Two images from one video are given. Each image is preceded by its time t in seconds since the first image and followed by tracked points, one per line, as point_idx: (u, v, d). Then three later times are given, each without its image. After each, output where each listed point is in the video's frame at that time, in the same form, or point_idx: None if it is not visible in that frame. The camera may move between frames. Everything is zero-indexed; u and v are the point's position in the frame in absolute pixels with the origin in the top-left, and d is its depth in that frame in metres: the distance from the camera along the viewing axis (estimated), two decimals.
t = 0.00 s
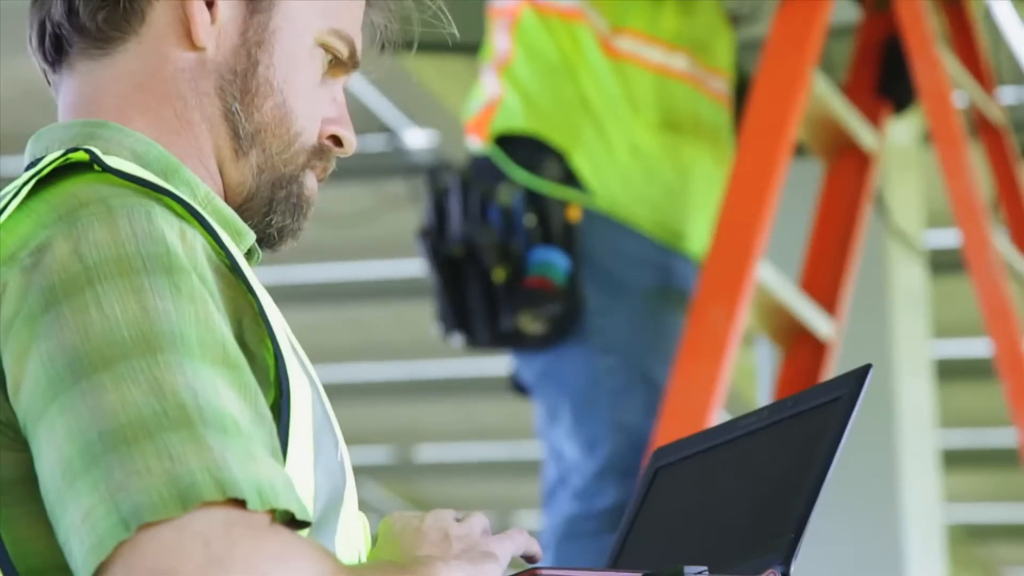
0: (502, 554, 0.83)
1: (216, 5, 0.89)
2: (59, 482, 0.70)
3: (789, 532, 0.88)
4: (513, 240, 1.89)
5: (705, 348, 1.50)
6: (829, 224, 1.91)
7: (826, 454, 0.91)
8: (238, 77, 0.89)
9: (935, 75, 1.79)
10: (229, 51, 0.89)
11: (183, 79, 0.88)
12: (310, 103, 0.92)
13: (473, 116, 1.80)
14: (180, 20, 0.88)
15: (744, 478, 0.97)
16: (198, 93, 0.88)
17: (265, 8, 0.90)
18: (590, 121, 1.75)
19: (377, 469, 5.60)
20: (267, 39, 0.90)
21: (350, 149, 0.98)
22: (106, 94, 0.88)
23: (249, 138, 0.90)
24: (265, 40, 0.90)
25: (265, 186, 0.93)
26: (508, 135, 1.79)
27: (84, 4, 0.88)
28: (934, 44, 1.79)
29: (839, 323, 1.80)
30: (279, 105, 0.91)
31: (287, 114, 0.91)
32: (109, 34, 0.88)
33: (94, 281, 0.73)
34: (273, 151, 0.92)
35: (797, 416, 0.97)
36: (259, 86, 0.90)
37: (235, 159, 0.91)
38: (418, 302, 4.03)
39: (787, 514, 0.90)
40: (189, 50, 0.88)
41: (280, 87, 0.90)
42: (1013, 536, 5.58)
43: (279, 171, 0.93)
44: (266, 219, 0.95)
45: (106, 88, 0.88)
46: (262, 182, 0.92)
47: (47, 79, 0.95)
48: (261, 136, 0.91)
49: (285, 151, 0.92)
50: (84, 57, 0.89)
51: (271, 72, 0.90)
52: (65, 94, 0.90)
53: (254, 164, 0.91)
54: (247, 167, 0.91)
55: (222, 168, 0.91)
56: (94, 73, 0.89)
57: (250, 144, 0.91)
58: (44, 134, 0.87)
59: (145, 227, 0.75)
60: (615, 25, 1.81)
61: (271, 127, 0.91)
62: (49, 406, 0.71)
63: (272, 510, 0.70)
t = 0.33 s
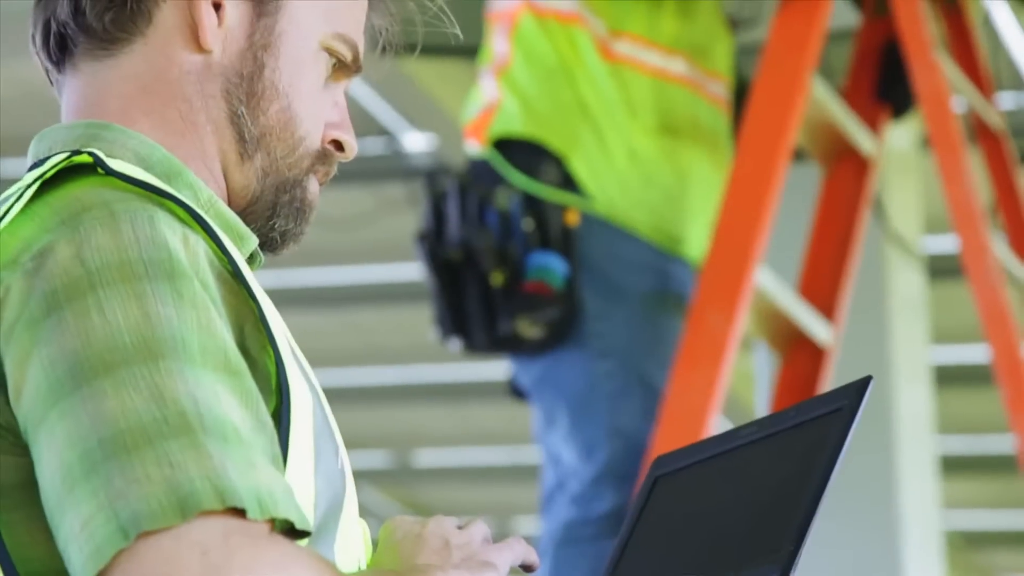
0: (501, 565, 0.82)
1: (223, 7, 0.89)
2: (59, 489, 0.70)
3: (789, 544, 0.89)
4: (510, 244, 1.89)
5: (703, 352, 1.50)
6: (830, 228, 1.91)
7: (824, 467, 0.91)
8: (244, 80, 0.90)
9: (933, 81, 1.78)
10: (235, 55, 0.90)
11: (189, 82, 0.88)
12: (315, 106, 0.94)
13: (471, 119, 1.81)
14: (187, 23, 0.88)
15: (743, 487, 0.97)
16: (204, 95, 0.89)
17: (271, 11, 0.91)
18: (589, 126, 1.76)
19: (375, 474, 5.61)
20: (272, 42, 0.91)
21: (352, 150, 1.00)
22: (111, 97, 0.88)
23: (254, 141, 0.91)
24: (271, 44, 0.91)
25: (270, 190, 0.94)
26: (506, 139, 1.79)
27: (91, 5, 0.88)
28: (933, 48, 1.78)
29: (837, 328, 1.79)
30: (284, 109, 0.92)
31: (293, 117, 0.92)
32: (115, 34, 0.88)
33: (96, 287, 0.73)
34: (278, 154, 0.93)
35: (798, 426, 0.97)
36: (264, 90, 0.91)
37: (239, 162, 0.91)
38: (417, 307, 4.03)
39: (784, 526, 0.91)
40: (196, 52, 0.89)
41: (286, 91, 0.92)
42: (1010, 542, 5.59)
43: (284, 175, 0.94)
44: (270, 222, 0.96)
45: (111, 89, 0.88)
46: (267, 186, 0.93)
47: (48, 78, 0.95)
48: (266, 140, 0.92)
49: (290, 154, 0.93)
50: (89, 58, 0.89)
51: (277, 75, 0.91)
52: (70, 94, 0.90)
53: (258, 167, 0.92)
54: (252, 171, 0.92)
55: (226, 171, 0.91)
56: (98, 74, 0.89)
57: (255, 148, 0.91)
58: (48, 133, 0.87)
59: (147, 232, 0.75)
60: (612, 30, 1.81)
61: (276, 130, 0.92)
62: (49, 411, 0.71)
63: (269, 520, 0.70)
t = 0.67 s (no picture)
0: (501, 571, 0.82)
1: (235, 13, 0.89)
2: (59, 492, 0.70)
3: (790, 550, 0.89)
4: (509, 247, 1.88)
5: (701, 356, 1.49)
6: (829, 231, 1.91)
7: (825, 473, 0.91)
8: (254, 87, 0.90)
9: (933, 86, 1.78)
10: (246, 61, 0.90)
11: (199, 87, 0.88)
12: (321, 117, 0.94)
13: (470, 122, 1.82)
14: (199, 27, 0.89)
15: (743, 492, 0.97)
16: (214, 100, 0.89)
17: (283, 18, 0.91)
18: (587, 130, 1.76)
19: (373, 477, 5.60)
20: (282, 50, 0.91)
21: (352, 160, 1.01)
22: (119, 99, 0.88)
23: (261, 148, 0.91)
24: (281, 51, 0.91)
25: (275, 198, 0.94)
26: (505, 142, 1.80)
27: (104, 7, 0.88)
28: (932, 52, 1.78)
29: (835, 333, 1.79)
30: (293, 117, 0.92)
31: (300, 127, 0.93)
32: (126, 37, 0.88)
33: (97, 290, 0.73)
34: (285, 161, 0.93)
35: (799, 431, 0.97)
36: (273, 97, 0.91)
37: (246, 168, 0.91)
38: (415, 309, 4.03)
39: (782, 536, 0.91)
40: (207, 57, 0.89)
41: (295, 99, 0.92)
42: (1009, 547, 5.59)
43: (290, 182, 0.94)
44: (273, 228, 0.96)
45: (120, 91, 0.88)
46: (273, 193, 0.93)
47: (53, 76, 0.95)
48: (274, 147, 0.92)
49: (296, 162, 0.93)
50: (101, 60, 0.89)
51: (287, 82, 0.91)
52: (77, 96, 0.90)
53: (265, 175, 0.92)
54: (258, 177, 0.92)
55: (233, 178, 0.91)
56: (107, 76, 0.89)
57: (263, 154, 0.92)
58: (55, 134, 0.88)
59: (149, 235, 0.75)
60: (612, 32, 1.81)
61: (283, 138, 0.92)
62: (50, 415, 0.71)
63: (268, 524, 0.70)
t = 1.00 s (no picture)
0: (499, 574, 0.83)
1: (242, 19, 0.90)
2: (59, 491, 0.70)
3: (790, 550, 0.89)
4: (508, 251, 1.88)
5: (700, 359, 1.50)
6: (827, 234, 1.92)
7: (824, 475, 0.91)
8: (259, 91, 0.90)
9: (932, 91, 1.78)
10: (251, 66, 0.90)
11: (204, 91, 0.89)
12: (324, 123, 0.94)
13: (467, 125, 1.80)
14: (205, 32, 0.89)
15: (745, 495, 0.97)
16: (218, 105, 0.89)
17: (289, 25, 0.91)
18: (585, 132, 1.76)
19: (373, 481, 5.61)
20: (288, 56, 0.91)
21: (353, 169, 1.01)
22: (124, 102, 0.88)
23: (265, 153, 0.91)
24: (288, 57, 0.91)
25: (279, 203, 0.94)
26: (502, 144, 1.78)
27: (111, 11, 0.88)
28: (930, 55, 1.78)
29: (834, 336, 1.80)
30: (297, 122, 0.92)
31: (304, 133, 0.93)
32: (132, 41, 0.88)
33: (97, 290, 0.73)
34: (289, 166, 0.93)
35: (799, 431, 0.97)
36: (278, 102, 0.91)
37: (250, 173, 0.92)
38: (415, 312, 4.03)
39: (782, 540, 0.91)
40: (213, 62, 0.89)
41: (299, 105, 0.92)
42: (1007, 550, 5.59)
43: (293, 187, 0.94)
44: (277, 233, 0.96)
45: (124, 94, 0.89)
46: (277, 198, 0.93)
47: (56, 76, 0.95)
48: (278, 152, 0.92)
49: (300, 167, 0.94)
50: (106, 63, 0.89)
51: (292, 88, 0.91)
52: (81, 98, 0.90)
53: (269, 179, 0.92)
54: (262, 182, 0.92)
55: (237, 182, 0.91)
56: (111, 79, 0.89)
57: (267, 160, 0.92)
58: (58, 137, 0.88)
59: (150, 235, 0.75)
60: (610, 36, 1.82)
61: (287, 143, 0.92)
62: (51, 414, 0.71)
63: (268, 524, 0.70)
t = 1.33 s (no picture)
0: None
1: (244, 22, 0.90)
2: (59, 493, 0.70)
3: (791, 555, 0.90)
4: (507, 254, 1.88)
5: (697, 363, 1.49)
6: (827, 235, 1.92)
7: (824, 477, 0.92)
8: (261, 95, 0.90)
9: (930, 94, 1.78)
10: (253, 70, 0.90)
11: (207, 93, 0.89)
12: (324, 127, 0.95)
13: (466, 129, 1.77)
14: (208, 34, 0.89)
15: (746, 497, 0.97)
16: (221, 108, 0.89)
17: (290, 29, 0.92)
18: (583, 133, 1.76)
19: (372, 484, 5.61)
20: (290, 60, 0.92)
21: (351, 174, 1.02)
22: (126, 104, 0.88)
23: (267, 157, 0.92)
24: (289, 60, 0.92)
25: (279, 207, 0.94)
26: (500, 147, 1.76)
27: (114, 13, 0.88)
28: (929, 59, 1.79)
29: (833, 340, 1.79)
30: (298, 126, 0.92)
31: (305, 136, 0.93)
32: (135, 43, 0.88)
33: (97, 293, 0.73)
34: (290, 170, 0.93)
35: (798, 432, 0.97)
36: (280, 106, 0.91)
37: (252, 176, 0.92)
38: (414, 316, 4.03)
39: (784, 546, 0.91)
40: (215, 64, 0.89)
41: (300, 109, 0.92)
42: (1007, 553, 5.59)
43: (293, 191, 0.94)
44: (277, 237, 0.96)
45: (125, 96, 0.88)
46: (277, 202, 0.94)
47: (57, 78, 0.95)
48: (279, 155, 0.92)
49: (301, 171, 0.94)
50: (108, 65, 0.89)
51: (293, 92, 0.92)
52: (81, 101, 0.90)
53: (270, 183, 0.93)
54: (263, 185, 0.92)
55: (237, 186, 0.91)
56: (113, 81, 0.89)
57: (268, 163, 0.92)
58: (59, 139, 0.88)
59: (149, 238, 0.75)
60: (609, 40, 1.82)
61: (288, 146, 0.93)
62: (51, 416, 0.71)
63: (267, 527, 0.70)
